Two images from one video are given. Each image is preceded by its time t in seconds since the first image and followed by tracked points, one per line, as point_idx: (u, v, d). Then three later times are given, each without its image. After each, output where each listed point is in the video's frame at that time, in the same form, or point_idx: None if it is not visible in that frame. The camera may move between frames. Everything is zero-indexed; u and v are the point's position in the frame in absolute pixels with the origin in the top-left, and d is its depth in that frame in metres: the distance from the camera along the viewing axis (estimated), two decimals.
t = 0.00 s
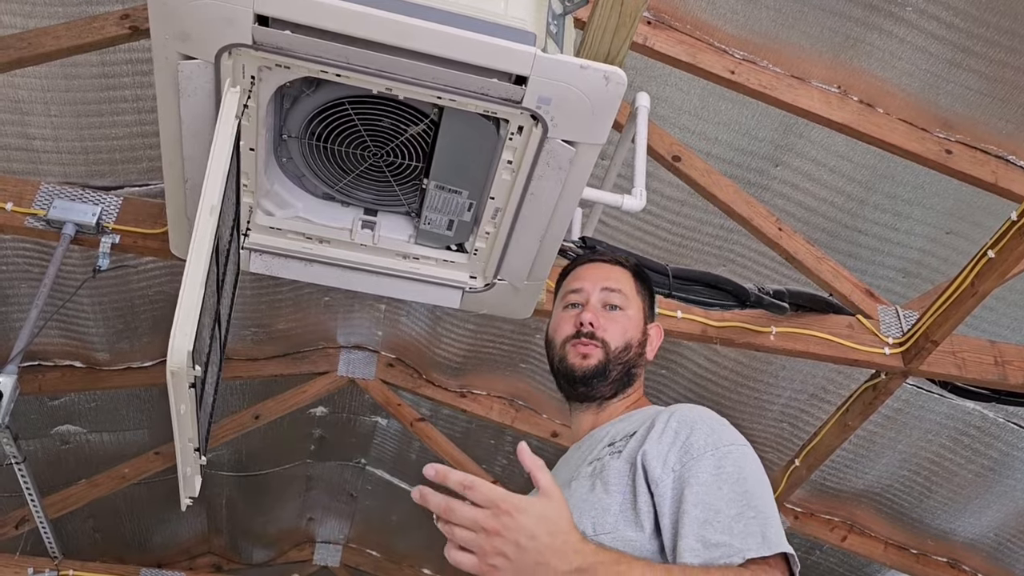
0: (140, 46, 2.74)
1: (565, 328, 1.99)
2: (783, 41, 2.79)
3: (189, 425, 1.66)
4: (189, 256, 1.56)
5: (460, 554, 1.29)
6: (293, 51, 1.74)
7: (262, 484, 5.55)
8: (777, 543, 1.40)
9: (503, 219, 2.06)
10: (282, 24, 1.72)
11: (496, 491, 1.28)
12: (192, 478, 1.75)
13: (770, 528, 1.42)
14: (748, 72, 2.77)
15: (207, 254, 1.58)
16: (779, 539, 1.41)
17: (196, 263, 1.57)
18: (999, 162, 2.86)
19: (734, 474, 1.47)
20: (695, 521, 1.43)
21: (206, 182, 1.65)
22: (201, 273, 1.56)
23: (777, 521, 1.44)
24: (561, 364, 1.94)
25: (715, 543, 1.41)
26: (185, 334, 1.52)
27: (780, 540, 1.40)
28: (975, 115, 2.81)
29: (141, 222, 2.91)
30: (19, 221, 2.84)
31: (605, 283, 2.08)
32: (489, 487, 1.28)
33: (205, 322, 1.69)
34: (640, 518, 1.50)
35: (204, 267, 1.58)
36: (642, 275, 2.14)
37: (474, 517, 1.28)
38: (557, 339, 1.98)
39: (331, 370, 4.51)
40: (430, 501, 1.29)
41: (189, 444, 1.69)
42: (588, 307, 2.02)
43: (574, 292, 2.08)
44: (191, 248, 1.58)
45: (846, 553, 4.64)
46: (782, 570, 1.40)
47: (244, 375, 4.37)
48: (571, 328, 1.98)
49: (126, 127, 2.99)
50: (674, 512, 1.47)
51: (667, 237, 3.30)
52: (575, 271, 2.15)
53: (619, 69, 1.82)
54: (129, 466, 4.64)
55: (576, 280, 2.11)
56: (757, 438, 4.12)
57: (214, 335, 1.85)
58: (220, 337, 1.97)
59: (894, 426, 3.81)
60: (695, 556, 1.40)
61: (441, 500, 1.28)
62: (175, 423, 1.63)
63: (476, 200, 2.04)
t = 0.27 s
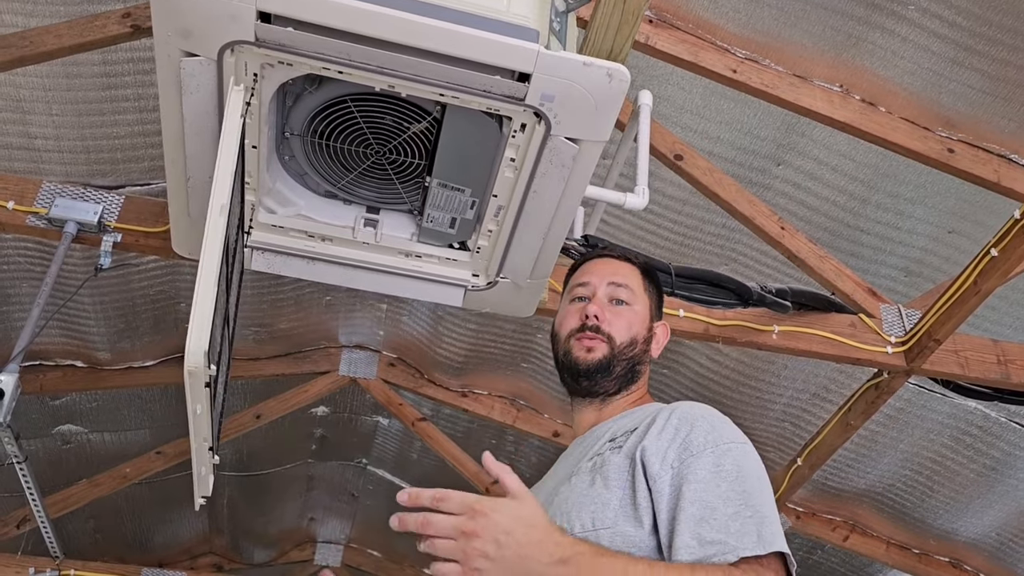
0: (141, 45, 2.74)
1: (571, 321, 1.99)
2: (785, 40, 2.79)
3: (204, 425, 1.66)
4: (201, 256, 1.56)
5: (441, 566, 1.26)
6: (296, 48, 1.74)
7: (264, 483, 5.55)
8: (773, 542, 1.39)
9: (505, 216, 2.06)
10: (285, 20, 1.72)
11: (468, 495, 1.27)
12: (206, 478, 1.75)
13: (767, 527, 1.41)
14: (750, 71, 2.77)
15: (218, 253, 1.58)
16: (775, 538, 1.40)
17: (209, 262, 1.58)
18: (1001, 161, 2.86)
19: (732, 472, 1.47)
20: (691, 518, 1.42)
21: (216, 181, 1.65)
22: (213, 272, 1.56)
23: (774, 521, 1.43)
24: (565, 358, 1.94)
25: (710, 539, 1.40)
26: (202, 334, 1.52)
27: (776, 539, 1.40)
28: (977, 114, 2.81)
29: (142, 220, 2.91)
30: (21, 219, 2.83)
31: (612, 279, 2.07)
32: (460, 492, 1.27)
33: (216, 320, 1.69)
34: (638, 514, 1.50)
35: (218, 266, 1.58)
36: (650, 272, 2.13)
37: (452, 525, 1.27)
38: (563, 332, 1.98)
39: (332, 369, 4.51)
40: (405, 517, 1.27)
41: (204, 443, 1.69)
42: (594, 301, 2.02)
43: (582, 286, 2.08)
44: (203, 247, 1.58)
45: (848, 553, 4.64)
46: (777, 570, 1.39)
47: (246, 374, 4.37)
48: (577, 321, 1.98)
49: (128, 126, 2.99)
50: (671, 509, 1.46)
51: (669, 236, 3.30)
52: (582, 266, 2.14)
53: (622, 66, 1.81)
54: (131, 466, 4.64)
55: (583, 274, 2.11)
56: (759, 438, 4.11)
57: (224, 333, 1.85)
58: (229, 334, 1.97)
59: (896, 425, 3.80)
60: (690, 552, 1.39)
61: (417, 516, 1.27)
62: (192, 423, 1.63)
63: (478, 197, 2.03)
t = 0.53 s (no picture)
0: (142, 44, 2.74)
1: (570, 324, 1.98)
2: (788, 40, 2.78)
3: (207, 424, 1.65)
4: (206, 253, 1.56)
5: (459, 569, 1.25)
6: (299, 46, 1.74)
7: (265, 484, 5.54)
8: (786, 531, 1.38)
9: (509, 215, 2.05)
10: (288, 19, 1.72)
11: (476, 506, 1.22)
12: (209, 477, 1.74)
13: (778, 517, 1.39)
14: (753, 70, 2.76)
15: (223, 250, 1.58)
16: (787, 527, 1.38)
17: (213, 258, 1.57)
18: (1003, 161, 2.84)
19: (742, 467, 1.46)
20: (703, 511, 1.41)
21: (218, 180, 1.65)
22: (218, 269, 1.55)
23: (785, 512, 1.42)
24: (566, 362, 1.92)
25: (723, 529, 1.38)
26: (205, 332, 1.51)
27: (789, 529, 1.38)
28: (980, 114, 2.80)
29: (144, 220, 2.91)
30: (22, 219, 2.83)
31: (609, 278, 2.07)
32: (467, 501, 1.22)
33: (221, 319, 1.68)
34: (648, 512, 1.49)
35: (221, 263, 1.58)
36: (647, 269, 2.13)
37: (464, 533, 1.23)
38: (563, 336, 1.96)
39: (333, 370, 4.50)
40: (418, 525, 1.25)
41: (208, 442, 1.68)
42: (593, 302, 2.01)
43: (579, 287, 2.07)
44: (206, 244, 1.57)
45: (849, 553, 4.63)
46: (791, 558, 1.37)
47: (247, 375, 4.36)
48: (577, 324, 1.96)
49: (129, 126, 2.98)
50: (682, 505, 1.45)
51: (671, 236, 3.30)
52: (580, 266, 2.13)
53: (626, 64, 1.81)
54: (132, 466, 4.63)
55: (580, 275, 2.10)
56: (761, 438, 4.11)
57: (226, 332, 1.85)
58: (233, 335, 1.97)
59: (898, 426, 3.80)
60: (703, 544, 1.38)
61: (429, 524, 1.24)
62: (196, 422, 1.62)
63: (482, 196, 2.03)
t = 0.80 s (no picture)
0: (143, 44, 2.74)
1: (574, 320, 1.99)
2: (789, 39, 2.78)
3: (199, 423, 1.65)
4: (200, 252, 1.55)
5: None
6: (302, 46, 1.73)
7: (265, 484, 5.54)
8: (798, 543, 1.40)
9: (511, 215, 2.05)
10: (291, 18, 1.72)
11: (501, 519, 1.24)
12: (201, 476, 1.73)
13: (790, 527, 1.41)
14: (754, 70, 2.76)
15: (218, 249, 1.57)
16: (800, 539, 1.40)
17: (208, 256, 1.57)
18: (1005, 161, 2.85)
19: (752, 472, 1.46)
20: (715, 519, 1.41)
21: (217, 178, 1.64)
22: (212, 268, 1.55)
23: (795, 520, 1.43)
24: (570, 359, 1.94)
25: (736, 542, 1.40)
26: (198, 331, 1.51)
27: (802, 541, 1.40)
28: (982, 113, 2.80)
29: (146, 219, 2.91)
30: (23, 218, 2.82)
31: (615, 277, 2.07)
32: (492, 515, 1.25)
33: (216, 318, 1.68)
34: (655, 514, 1.49)
35: (217, 261, 1.57)
36: (654, 270, 2.13)
37: (482, 549, 1.24)
38: (567, 332, 1.98)
39: (334, 370, 4.50)
40: (436, 538, 1.25)
41: (199, 441, 1.68)
42: (598, 299, 2.02)
43: (585, 285, 2.08)
44: (202, 242, 1.57)
45: (849, 553, 4.63)
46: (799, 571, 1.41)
47: (247, 375, 4.36)
48: (581, 320, 1.97)
49: (130, 126, 2.98)
50: (692, 509, 1.45)
51: (672, 236, 3.30)
52: (587, 266, 2.15)
53: (630, 64, 1.81)
54: (132, 466, 4.63)
55: (587, 274, 2.11)
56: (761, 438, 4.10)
57: (224, 331, 1.85)
58: (229, 334, 1.97)
59: (899, 426, 3.80)
60: (717, 556, 1.38)
61: (449, 536, 1.25)
62: (186, 420, 1.62)
63: (484, 196, 2.03)
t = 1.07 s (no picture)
0: (147, 43, 2.73)
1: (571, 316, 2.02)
2: (793, 39, 2.78)
3: (201, 420, 1.65)
4: (203, 249, 1.55)
5: None
6: (309, 44, 1.73)
7: (266, 484, 5.53)
8: (801, 539, 1.40)
9: (517, 214, 2.05)
10: (299, 16, 1.72)
11: (499, 513, 1.30)
12: (202, 474, 1.73)
13: (794, 524, 1.42)
14: (758, 69, 2.76)
15: (221, 247, 1.57)
16: (802, 535, 1.41)
17: (211, 253, 1.56)
18: (1009, 161, 2.84)
19: (756, 469, 1.47)
20: (719, 517, 1.42)
21: (222, 175, 1.64)
22: (214, 266, 1.55)
23: (799, 517, 1.44)
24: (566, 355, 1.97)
25: (739, 537, 1.40)
26: (198, 327, 1.51)
27: (805, 536, 1.41)
28: (985, 113, 2.80)
29: (149, 218, 2.91)
30: (28, 217, 2.82)
31: (613, 275, 2.10)
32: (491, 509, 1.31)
33: (218, 316, 1.68)
34: (661, 514, 1.49)
35: (220, 258, 1.57)
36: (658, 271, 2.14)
37: (483, 544, 1.30)
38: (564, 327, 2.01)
39: (336, 369, 4.50)
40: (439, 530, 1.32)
41: (200, 438, 1.68)
42: (594, 295, 2.05)
43: (584, 284, 2.11)
44: (205, 240, 1.57)
45: (851, 553, 4.63)
46: (806, 567, 1.41)
47: (249, 374, 4.36)
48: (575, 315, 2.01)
49: (133, 125, 2.98)
50: (696, 508, 1.45)
51: (675, 236, 3.30)
52: (595, 267, 2.17)
53: (638, 62, 1.81)
54: (134, 466, 4.63)
55: (588, 275, 2.14)
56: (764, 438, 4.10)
57: (227, 329, 1.85)
58: (232, 332, 1.96)
59: (901, 426, 3.80)
60: (720, 551, 1.39)
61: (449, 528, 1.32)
62: (188, 417, 1.62)
63: (491, 194, 2.03)
